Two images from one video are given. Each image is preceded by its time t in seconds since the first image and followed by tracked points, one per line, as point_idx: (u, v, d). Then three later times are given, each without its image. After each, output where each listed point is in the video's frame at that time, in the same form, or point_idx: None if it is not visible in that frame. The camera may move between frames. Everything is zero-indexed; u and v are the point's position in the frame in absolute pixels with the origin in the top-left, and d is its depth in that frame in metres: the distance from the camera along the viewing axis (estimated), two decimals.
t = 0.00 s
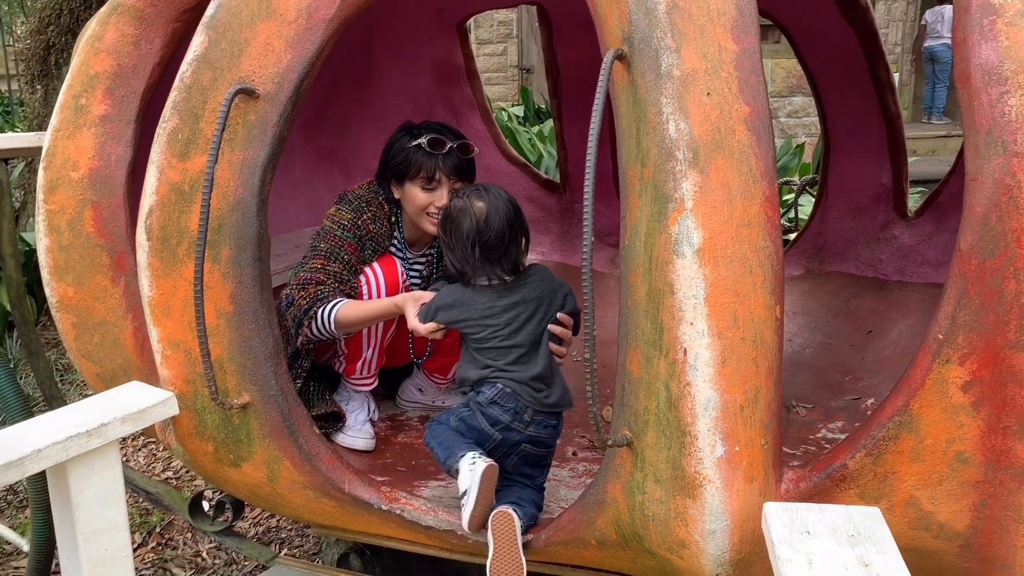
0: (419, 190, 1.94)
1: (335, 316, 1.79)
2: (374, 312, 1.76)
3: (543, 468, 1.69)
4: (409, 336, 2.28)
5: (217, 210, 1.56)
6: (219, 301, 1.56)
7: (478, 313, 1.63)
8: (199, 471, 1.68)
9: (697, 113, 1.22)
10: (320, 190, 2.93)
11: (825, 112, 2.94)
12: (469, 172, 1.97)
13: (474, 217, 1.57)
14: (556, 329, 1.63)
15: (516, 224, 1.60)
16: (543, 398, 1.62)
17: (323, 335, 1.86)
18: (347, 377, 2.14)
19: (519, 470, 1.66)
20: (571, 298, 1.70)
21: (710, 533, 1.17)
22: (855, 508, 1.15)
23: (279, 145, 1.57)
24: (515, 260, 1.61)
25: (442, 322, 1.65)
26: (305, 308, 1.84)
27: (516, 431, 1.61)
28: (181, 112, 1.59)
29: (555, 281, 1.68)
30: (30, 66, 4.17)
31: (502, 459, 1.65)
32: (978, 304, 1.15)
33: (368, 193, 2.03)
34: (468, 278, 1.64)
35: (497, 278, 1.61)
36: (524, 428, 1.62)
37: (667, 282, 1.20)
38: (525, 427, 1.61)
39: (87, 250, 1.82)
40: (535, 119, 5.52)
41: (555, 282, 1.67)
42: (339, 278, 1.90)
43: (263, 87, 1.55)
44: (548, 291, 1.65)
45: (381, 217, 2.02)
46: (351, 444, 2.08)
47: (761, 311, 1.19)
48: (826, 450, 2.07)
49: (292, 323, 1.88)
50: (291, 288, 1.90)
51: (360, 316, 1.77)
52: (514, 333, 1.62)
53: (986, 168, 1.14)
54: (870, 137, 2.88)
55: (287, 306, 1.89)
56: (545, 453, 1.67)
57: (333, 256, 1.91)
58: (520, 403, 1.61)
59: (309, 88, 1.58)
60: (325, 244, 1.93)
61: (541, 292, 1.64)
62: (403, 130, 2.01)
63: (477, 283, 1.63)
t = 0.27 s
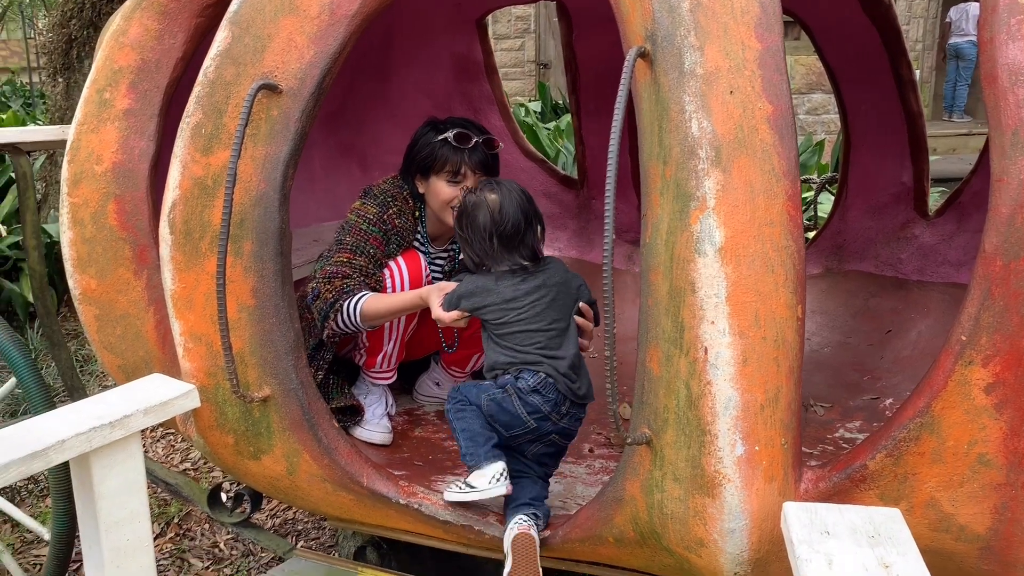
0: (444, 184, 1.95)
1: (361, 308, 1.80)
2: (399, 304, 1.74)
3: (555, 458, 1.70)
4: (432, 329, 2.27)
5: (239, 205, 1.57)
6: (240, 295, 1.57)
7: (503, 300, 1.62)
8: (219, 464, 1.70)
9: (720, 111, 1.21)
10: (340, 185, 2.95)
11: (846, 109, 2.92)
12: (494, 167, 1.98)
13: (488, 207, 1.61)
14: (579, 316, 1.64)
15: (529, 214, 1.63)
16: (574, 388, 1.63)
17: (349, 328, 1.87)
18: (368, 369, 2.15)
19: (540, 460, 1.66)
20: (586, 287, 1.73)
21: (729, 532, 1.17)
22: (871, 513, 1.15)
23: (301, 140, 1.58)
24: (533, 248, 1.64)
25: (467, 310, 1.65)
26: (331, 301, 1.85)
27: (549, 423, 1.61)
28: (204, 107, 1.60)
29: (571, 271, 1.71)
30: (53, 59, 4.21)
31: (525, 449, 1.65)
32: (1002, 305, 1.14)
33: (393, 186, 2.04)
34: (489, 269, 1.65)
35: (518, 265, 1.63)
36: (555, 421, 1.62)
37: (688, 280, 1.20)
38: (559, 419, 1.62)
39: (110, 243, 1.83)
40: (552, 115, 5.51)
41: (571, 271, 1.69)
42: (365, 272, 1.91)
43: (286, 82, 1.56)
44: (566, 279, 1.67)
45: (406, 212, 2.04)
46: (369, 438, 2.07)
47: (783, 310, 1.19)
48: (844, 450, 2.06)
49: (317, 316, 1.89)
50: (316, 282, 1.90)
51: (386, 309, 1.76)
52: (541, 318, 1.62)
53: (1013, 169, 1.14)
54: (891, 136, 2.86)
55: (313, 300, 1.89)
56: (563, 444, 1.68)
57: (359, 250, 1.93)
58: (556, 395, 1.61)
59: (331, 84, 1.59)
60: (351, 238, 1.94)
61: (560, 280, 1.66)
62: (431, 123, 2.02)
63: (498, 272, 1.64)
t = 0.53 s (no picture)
0: (453, 186, 1.95)
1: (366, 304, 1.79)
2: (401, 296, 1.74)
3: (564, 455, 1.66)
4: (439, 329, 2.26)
5: (250, 207, 1.57)
6: (251, 297, 1.57)
7: (502, 284, 1.62)
8: (229, 465, 1.70)
9: (732, 114, 1.21)
10: (350, 187, 2.95)
11: (857, 111, 2.91)
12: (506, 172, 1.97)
13: (497, 191, 1.61)
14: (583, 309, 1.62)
15: (540, 201, 1.63)
16: (559, 380, 1.61)
17: (358, 326, 1.87)
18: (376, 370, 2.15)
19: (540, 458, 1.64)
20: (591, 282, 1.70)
21: (740, 537, 1.17)
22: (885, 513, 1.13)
23: (312, 143, 1.58)
24: (541, 235, 1.63)
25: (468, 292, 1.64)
26: (338, 299, 1.85)
27: (530, 416, 1.60)
28: (216, 109, 1.60)
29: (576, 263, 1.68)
30: (65, 60, 4.23)
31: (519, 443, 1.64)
32: (1016, 310, 1.13)
33: (402, 188, 2.05)
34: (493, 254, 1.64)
35: (523, 251, 1.62)
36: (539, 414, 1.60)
37: (699, 284, 1.20)
38: (538, 413, 1.60)
39: (121, 244, 1.84)
40: (562, 116, 5.51)
41: (575, 262, 1.68)
42: (373, 271, 1.92)
43: (297, 84, 1.56)
44: (570, 271, 1.66)
45: (414, 213, 2.04)
46: (377, 440, 2.07)
47: (794, 314, 1.19)
48: (855, 454, 2.05)
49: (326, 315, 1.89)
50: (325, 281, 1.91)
51: (389, 302, 1.76)
52: (533, 307, 1.61)
53: None
54: (903, 138, 2.85)
55: (321, 298, 1.90)
56: (563, 441, 1.65)
57: (368, 249, 1.94)
58: (533, 387, 1.60)
59: (342, 86, 1.59)
60: (360, 238, 1.95)
61: (564, 271, 1.65)
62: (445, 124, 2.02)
63: (501, 255, 1.63)
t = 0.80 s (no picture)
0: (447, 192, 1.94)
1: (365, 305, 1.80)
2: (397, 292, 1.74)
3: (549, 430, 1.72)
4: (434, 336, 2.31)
5: (249, 213, 1.57)
6: (250, 304, 1.57)
7: (500, 258, 1.63)
8: (228, 472, 1.70)
9: (731, 121, 1.21)
10: (349, 193, 2.95)
11: (856, 117, 2.91)
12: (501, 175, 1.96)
13: (504, 162, 1.64)
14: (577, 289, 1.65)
15: (543, 175, 1.67)
16: (544, 359, 1.64)
17: (359, 329, 1.87)
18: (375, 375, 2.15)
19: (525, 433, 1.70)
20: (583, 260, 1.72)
21: (740, 545, 1.17)
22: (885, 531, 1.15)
23: (311, 149, 1.58)
24: (542, 209, 1.67)
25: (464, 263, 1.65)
26: (338, 302, 1.87)
27: (514, 394, 1.64)
28: (215, 116, 1.60)
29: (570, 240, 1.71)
30: (65, 66, 4.24)
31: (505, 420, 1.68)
32: (1015, 318, 1.13)
33: (399, 194, 2.06)
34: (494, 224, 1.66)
35: (524, 224, 1.65)
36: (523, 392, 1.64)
37: (699, 291, 1.19)
38: (521, 391, 1.64)
39: (121, 251, 1.84)
40: (562, 122, 5.51)
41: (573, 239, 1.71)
42: (374, 275, 1.94)
43: (297, 92, 1.56)
44: (567, 250, 1.68)
45: (412, 218, 2.05)
46: (377, 447, 2.07)
47: (794, 322, 1.19)
48: (855, 461, 2.05)
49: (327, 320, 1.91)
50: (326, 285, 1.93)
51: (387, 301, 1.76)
52: (521, 284, 1.62)
53: None
54: (903, 145, 2.85)
55: (322, 302, 1.91)
56: (547, 415, 1.70)
57: (369, 254, 1.96)
58: (518, 366, 1.63)
59: (342, 93, 1.59)
60: (360, 243, 1.97)
61: (561, 249, 1.67)
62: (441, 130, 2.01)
63: (504, 224, 1.65)
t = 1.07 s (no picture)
0: (439, 196, 1.95)
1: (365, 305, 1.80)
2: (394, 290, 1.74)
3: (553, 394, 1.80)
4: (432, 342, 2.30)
5: (243, 220, 1.57)
6: (244, 311, 1.57)
7: (502, 241, 1.65)
8: (222, 480, 1.69)
9: (725, 129, 1.21)
10: (343, 199, 2.95)
11: (850, 123, 2.93)
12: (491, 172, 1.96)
13: (505, 147, 1.63)
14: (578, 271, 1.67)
15: (545, 158, 1.66)
16: (549, 334, 1.70)
17: (359, 331, 1.87)
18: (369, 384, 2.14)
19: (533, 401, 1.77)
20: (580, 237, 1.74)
21: (734, 552, 1.17)
22: (877, 526, 1.20)
23: (305, 156, 1.58)
24: (542, 193, 1.68)
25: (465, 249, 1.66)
26: (337, 304, 1.87)
27: (523, 371, 1.69)
28: (209, 123, 1.60)
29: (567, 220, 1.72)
30: (59, 72, 4.23)
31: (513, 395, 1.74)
32: (1008, 325, 1.14)
33: (389, 199, 2.07)
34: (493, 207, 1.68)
35: (524, 206, 1.66)
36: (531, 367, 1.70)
37: (693, 298, 1.20)
38: (529, 367, 1.69)
39: (114, 258, 1.83)
40: (556, 129, 5.52)
41: (570, 217, 1.73)
42: (370, 278, 1.94)
43: (291, 98, 1.56)
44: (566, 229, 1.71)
45: (404, 223, 2.05)
46: (371, 454, 2.07)
47: (788, 329, 1.19)
48: (849, 467, 2.05)
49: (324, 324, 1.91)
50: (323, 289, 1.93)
51: (387, 300, 1.77)
52: (523, 268, 1.65)
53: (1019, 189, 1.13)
54: (896, 152, 2.86)
55: (320, 307, 1.92)
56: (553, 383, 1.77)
57: (365, 258, 1.96)
58: (524, 344, 1.67)
59: (336, 100, 1.59)
60: (355, 247, 1.97)
61: (561, 228, 1.70)
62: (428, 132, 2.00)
63: (505, 209, 1.67)
